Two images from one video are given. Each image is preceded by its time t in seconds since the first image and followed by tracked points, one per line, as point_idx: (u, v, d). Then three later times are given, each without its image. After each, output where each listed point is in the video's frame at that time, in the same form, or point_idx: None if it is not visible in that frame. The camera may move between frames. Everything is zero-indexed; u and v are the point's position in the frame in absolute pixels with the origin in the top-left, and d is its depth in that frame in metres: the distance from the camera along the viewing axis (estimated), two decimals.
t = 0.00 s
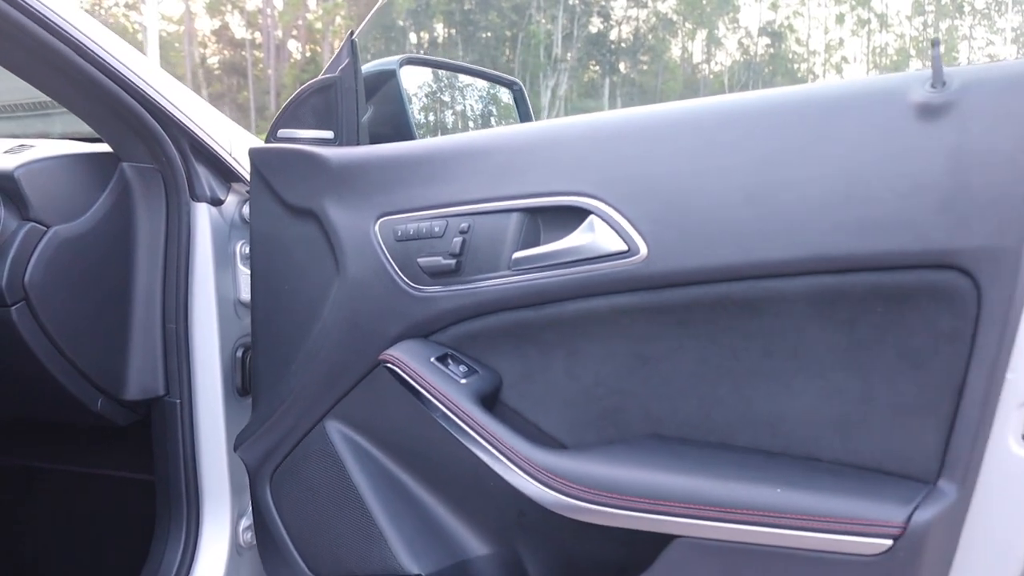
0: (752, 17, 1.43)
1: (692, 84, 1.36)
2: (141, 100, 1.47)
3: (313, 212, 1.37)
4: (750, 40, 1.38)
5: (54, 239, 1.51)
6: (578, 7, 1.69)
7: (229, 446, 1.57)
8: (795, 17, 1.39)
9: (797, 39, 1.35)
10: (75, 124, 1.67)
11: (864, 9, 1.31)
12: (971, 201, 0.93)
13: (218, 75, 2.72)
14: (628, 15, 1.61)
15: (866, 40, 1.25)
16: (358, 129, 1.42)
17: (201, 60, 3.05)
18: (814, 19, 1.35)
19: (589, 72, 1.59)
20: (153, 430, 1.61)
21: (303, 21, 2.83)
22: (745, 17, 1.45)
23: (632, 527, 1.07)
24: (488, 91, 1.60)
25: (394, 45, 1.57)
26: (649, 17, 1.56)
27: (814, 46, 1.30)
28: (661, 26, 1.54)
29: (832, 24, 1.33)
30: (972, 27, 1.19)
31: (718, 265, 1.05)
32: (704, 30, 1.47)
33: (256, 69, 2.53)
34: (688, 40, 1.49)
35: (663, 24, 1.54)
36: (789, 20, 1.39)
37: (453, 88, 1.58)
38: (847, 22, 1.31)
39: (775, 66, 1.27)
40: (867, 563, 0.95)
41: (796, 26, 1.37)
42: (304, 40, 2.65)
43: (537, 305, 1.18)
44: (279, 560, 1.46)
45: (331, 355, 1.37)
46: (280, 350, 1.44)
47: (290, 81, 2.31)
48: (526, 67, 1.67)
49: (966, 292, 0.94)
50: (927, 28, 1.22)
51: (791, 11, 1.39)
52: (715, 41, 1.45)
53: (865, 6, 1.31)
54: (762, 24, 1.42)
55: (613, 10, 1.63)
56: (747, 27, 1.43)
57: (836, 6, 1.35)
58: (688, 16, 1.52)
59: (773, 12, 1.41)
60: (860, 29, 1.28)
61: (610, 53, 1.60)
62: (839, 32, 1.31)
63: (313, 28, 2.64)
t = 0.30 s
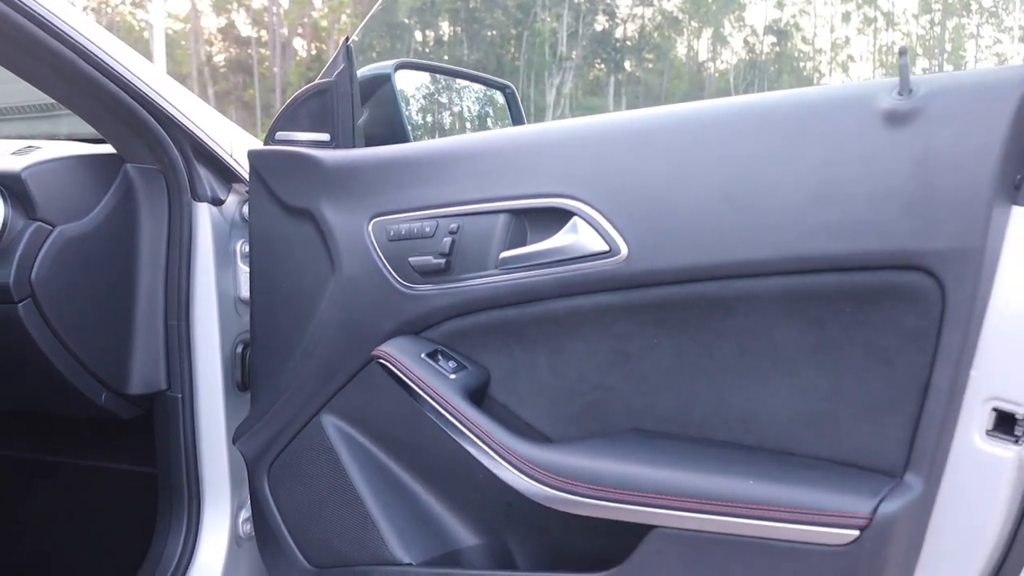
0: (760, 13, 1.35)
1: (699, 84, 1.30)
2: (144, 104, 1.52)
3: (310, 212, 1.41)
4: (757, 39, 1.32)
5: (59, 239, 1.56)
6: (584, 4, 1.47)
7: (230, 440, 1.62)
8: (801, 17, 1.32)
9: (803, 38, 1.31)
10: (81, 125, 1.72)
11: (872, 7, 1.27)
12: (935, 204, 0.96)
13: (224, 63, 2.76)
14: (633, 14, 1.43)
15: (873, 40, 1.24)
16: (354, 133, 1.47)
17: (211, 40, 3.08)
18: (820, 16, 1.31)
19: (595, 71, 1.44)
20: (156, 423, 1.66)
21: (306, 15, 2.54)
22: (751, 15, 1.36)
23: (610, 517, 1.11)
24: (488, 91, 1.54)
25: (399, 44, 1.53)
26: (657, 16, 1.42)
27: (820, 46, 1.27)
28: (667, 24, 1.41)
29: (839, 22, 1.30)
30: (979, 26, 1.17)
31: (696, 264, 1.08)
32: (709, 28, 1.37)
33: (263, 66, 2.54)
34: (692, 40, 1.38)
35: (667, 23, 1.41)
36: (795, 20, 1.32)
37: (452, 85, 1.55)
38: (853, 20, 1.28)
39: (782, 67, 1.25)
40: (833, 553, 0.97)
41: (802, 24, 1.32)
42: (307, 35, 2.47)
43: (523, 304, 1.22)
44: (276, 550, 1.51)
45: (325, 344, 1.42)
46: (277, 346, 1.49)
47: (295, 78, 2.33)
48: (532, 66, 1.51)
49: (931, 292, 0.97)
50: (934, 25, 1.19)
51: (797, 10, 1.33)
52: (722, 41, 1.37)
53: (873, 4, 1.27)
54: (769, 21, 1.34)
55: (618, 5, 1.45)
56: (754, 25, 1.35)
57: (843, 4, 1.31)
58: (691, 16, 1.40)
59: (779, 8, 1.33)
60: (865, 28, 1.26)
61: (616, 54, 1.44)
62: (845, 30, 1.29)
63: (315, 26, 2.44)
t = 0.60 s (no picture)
0: (780, 8, 1.37)
1: (717, 78, 1.35)
2: (155, 108, 1.57)
3: (312, 214, 1.45)
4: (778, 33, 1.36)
5: (72, 238, 1.61)
6: None
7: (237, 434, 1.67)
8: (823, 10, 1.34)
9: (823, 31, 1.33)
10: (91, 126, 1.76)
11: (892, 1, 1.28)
12: (908, 211, 0.99)
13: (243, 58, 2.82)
14: (653, 9, 1.49)
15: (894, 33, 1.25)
16: (356, 137, 1.51)
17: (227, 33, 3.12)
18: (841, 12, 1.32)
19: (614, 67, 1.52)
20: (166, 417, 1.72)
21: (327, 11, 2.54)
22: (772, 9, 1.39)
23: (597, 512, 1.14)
24: (491, 93, 1.62)
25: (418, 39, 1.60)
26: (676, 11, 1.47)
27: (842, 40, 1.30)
28: (687, 20, 1.46)
29: (860, 17, 1.30)
30: (1003, 19, 1.23)
31: (679, 268, 1.11)
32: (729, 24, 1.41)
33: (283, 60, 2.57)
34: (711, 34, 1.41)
35: (686, 18, 1.46)
36: (816, 14, 1.34)
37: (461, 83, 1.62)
38: (875, 15, 1.29)
39: (801, 62, 1.31)
40: (812, 551, 1.01)
41: (823, 19, 1.34)
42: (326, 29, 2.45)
43: (516, 305, 1.26)
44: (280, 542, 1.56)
45: (328, 343, 1.46)
46: (282, 344, 1.54)
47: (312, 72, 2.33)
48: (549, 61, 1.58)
49: (905, 295, 1.00)
50: (958, 19, 1.24)
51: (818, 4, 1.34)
52: (742, 35, 1.39)
53: None
54: (790, 16, 1.36)
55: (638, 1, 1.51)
56: (774, 19, 1.38)
57: None
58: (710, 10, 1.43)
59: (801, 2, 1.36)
60: (887, 22, 1.27)
61: (635, 49, 1.50)
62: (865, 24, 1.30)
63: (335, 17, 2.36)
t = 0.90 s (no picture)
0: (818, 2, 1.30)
1: (753, 74, 1.31)
2: (170, 110, 1.62)
3: (318, 215, 1.49)
4: (816, 27, 1.30)
5: (89, 237, 1.66)
6: None
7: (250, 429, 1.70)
8: (862, 4, 1.28)
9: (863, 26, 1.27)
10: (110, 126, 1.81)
11: None
12: (887, 216, 0.99)
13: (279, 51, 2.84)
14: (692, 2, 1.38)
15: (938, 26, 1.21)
16: (362, 139, 1.54)
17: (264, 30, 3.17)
18: (881, 6, 1.27)
19: (652, 62, 1.42)
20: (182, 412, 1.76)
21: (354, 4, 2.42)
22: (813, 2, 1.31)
23: (585, 512, 1.16)
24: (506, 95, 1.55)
25: (455, 34, 1.54)
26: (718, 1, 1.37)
27: (882, 34, 1.25)
28: (724, 12, 1.36)
29: (901, 10, 1.25)
30: None
31: (665, 272, 1.13)
32: (767, 18, 1.33)
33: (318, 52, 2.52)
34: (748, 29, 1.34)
35: (726, 11, 1.36)
36: (855, 7, 1.28)
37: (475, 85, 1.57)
38: (916, 8, 1.24)
39: (839, 56, 1.25)
40: (792, 555, 1.02)
41: (863, 12, 1.28)
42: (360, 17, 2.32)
43: (510, 305, 1.28)
44: (288, 534, 1.59)
45: (335, 339, 1.50)
46: (290, 341, 1.57)
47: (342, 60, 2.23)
48: (586, 56, 1.47)
49: (885, 300, 1.01)
50: (1001, 12, 1.18)
51: None
52: (781, 29, 1.32)
53: None
54: (829, 9, 1.29)
55: None
56: (813, 12, 1.30)
57: None
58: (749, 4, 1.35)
59: None
60: (928, 15, 1.23)
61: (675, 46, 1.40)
62: (907, 17, 1.25)
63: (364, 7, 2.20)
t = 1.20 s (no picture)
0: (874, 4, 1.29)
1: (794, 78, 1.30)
2: (199, 111, 1.64)
3: (340, 214, 1.52)
4: (871, 32, 1.28)
5: (119, 235, 1.70)
6: None
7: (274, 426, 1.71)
8: (919, 8, 1.27)
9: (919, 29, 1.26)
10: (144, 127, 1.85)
11: None
12: (887, 215, 0.98)
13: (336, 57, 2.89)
14: (741, 6, 1.41)
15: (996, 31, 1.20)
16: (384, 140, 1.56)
17: (321, 32, 3.22)
18: (937, 9, 1.26)
19: (703, 64, 1.43)
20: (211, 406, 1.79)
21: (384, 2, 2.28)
22: (866, 6, 1.30)
23: (590, 510, 1.16)
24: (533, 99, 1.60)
25: (505, 37, 1.59)
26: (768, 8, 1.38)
27: (938, 37, 1.23)
28: (776, 16, 1.37)
29: (958, 13, 1.25)
30: None
31: (668, 271, 1.13)
32: (822, 22, 1.32)
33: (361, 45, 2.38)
34: (800, 33, 1.34)
35: (777, 15, 1.37)
36: (911, 10, 1.27)
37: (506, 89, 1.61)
38: (974, 11, 1.24)
39: (894, 59, 1.23)
40: (791, 554, 1.02)
41: (919, 15, 1.27)
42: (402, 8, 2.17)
43: (520, 304, 1.30)
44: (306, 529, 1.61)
45: (356, 333, 1.53)
46: (312, 337, 1.60)
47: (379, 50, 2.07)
48: (637, 60, 1.51)
49: (886, 301, 0.99)
50: None
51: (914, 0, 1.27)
52: (834, 32, 1.31)
53: None
54: (885, 12, 1.28)
55: None
56: (867, 15, 1.29)
57: None
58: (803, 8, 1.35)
59: None
60: (987, 18, 1.22)
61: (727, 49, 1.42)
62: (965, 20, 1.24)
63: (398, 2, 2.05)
